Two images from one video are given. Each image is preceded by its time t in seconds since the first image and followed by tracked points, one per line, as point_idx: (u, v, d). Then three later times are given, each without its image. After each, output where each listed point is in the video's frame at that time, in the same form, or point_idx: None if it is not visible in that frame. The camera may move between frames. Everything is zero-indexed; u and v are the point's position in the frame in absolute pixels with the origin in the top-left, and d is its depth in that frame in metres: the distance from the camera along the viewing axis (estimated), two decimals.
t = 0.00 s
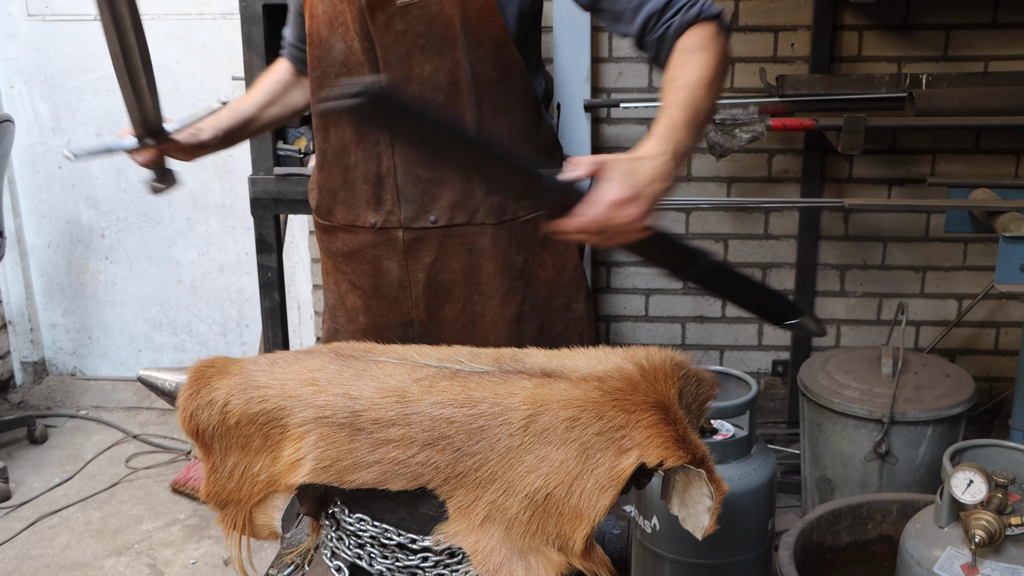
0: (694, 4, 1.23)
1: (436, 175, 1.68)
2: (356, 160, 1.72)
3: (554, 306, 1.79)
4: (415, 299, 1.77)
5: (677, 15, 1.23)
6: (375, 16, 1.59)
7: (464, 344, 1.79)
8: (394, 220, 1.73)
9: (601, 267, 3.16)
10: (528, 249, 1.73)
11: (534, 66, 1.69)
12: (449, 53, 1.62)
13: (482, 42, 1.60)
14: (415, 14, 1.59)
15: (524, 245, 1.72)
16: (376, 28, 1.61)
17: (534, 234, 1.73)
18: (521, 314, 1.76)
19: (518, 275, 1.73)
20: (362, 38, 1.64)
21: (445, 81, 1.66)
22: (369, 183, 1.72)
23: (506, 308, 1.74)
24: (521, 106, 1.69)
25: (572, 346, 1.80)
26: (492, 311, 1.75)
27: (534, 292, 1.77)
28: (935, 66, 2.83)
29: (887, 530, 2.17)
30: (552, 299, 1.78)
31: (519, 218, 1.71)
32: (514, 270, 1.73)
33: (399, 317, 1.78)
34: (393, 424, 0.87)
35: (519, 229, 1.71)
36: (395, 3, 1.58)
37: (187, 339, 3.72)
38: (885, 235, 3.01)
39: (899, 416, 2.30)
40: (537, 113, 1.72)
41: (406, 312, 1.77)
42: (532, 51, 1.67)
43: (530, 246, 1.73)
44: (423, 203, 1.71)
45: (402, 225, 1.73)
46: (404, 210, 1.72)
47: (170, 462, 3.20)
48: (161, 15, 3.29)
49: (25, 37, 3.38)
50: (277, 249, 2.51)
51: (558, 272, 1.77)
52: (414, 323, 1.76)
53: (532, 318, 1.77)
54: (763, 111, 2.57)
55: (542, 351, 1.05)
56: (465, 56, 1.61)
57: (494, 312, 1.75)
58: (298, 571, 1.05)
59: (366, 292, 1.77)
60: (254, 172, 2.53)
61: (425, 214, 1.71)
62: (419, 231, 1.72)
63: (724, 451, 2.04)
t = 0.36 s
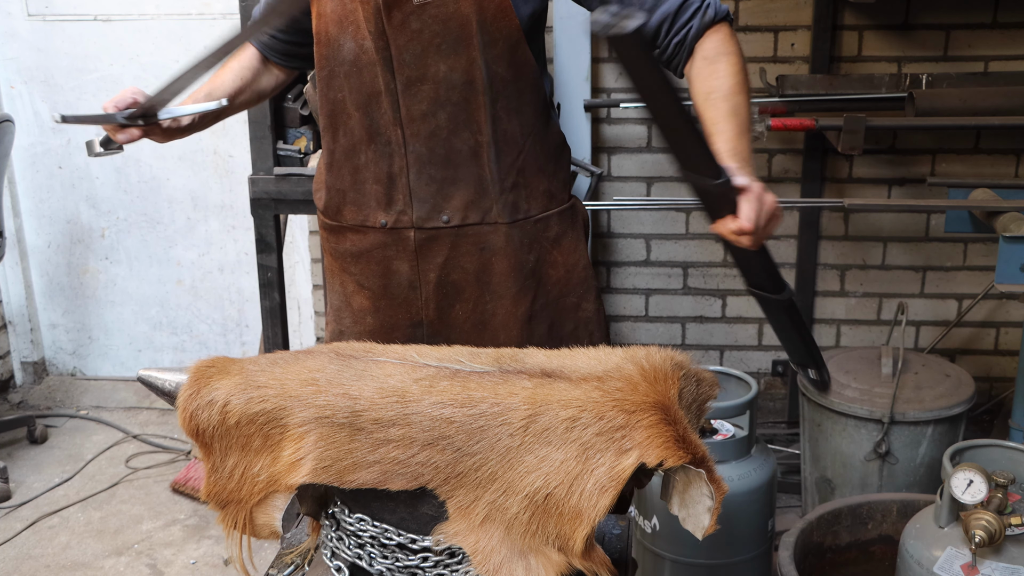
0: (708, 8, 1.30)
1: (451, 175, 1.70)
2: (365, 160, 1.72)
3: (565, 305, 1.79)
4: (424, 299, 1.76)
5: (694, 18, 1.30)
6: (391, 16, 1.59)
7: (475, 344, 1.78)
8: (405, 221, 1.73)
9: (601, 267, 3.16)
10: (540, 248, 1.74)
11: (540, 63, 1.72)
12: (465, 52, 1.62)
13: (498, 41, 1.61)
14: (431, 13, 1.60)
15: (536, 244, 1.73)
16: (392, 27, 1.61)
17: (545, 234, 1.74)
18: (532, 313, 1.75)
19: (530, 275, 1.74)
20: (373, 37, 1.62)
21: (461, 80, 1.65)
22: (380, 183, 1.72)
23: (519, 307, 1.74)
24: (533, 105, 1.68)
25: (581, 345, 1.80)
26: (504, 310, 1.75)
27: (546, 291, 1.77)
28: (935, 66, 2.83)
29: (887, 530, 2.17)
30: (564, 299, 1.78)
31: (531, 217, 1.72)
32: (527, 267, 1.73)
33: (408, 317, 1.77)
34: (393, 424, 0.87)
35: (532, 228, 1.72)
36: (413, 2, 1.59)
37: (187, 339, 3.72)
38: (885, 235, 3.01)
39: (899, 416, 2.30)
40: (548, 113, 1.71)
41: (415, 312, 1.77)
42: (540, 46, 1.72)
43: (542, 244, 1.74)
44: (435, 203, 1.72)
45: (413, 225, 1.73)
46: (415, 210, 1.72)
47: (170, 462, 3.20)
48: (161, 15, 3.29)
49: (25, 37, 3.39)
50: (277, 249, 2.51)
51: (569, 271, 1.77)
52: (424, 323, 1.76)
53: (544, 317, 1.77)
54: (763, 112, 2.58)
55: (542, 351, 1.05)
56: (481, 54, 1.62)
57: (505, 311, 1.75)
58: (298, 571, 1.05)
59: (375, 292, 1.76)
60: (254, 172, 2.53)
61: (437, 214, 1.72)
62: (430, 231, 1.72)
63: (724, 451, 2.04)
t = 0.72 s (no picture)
0: None
1: (451, 174, 1.70)
2: (366, 159, 1.72)
3: (566, 302, 1.80)
4: (425, 299, 1.76)
5: None
6: (392, 15, 1.59)
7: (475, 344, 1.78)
8: (406, 220, 1.73)
9: (601, 267, 3.16)
10: (541, 247, 1.74)
11: (541, 62, 1.72)
12: (466, 51, 1.62)
13: (499, 40, 1.61)
14: (432, 11, 1.60)
15: (536, 243, 1.74)
16: (392, 26, 1.61)
17: (546, 232, 1.75)
18: (533, 312, 1.76)
19: (531, 273, 1.74)
20: (373, 35, 1.62)
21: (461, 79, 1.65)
22: (380, 183, 1.72)
23: (519, 306, 1.74)
24: (534, 103, 1.69)
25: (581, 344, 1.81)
26: (505, 309, 1.75)
27: (547, 289, 1.77)
28: (935, 66, 2.83)
29: (887, 531, 2.17)
30: (564, 296, 1.79)
31: (532, 216, 1.73)
32: (528, 267, 1.73)
33: (408, 316, 1.77)
34: (393, 424, 0.87)
35: (533, 226, 1.73)
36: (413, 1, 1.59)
37: (187, 339, 3.72)
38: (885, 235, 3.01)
39: (899, 416, 2.30)
40: (548, 112, 1.72)
41: (416, 312, 1.76)
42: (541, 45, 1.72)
43: (542, 242, 1.75)
44: (436, 203, 1.71)
45: (414, 224, 1.73)
46: (416, 209, 1.72)
47: (170, 462, 3.20)
48: (161, 15, 3.29)
49: (25, 37, 3.39)
50: (277, 249, 2.51)
51: (570, 269, 1.79)
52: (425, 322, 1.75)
53: (545, 315, 1.77)
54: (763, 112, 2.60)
55: (542, 351, 1.05)
56: (482, 53, 1.62)
57: (506, 310, 1.75)
58: (298, 571, 1.05)
59: (376, 292, 1.76)
60: (254, 172, 2.53)
61: (438, 213, 1.72)
62: (431, 230, 1.72)
63: (724, 451, 2.04)
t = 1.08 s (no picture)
0: None
1: (450, 176, 1.70)
2: (365, 161, 1.71)
3: (566, 306, 1.79)
4: (423, 300, 1.76)
5: None
6: (390, 15, 1.59)
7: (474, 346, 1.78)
8: (404, 221, 1.73)
9: (601, 267, 3.16)
10: (540, 249, 1.74)
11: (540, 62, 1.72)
12: (465, 52, 1.62)
13: (497, 41, 1.62)
14: (431, 12, 1.60)
15: (536, 246, 1.73)
16: (391, 27, 1.60)
17: (546, 235, 1.75)
18: (533, 315, 1.75)
19: (530, 276, 1.73)
20: (373, 36, 1.62)
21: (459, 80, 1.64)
22: (380, 184, 1.72)
23: (518, 309, 1.74)
24: (534, 105, 1.69)
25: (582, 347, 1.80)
26: (504, 312, 1.75)
27: (546, 292, 1.77)
28: (935, 67, 2.83)
29: (887, 531, 2.17)
30: (565, 300, 1.78)
31: (531, 218, 1.72)
32: (527, 270, 1.73)
33: (407, 317, 1.77)
34: (393, 424, 0.87)
35: (532, 228, 1.73)
36: (412, 2, 1.59)
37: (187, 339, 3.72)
38: (885, 235, 3.01)
39: (899, 416, 2.30)
40: (548, 114, 1.72)
41: (415, 313, 1.77)
42: (539, 48, 1.73)
43: (542, 245, 1.75)
44: (434, 204, 1.71)
45: (412, 226, 1.73)
46: (414, 210, 1.72)
47: (170, 462, 3.20)
48: (161, 15, 3.29)
49: (25, 37, 3.39)
50: (277, 249, 2.50)
51: (571, 272, 1.78)
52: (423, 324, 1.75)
53: (544, 318, 1.77)
54: (763, 112, 2.60)
55: (542, 351, 1.05)
56: (481, 54, 1.61)
57: (505, 313, 1.74)
58: (298, 571, 1.05)
59: (375, 294, 1.76)
60: (254, 172, 2.53)
61: (437, 215, 1.71)
62: (429, 232, 1.72)
63: (724, 451, 2.04)
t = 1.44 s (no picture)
0: None
1: (451, 176, 1.69)
2: (366, 161, 1.71)
3: (568, 308, 1.79)
4: (423, 300, 1.76)
5: None
6: (394, 16, 1.59)
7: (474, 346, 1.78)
8: (405, 222, 1.72)
9: (601, 267, 3.16)
10: (541, 250, 1.74)
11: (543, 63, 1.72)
12: (467, 52, 1.62)
13: (501, 42, 1.63)
14: (434, 12, 1.59)
15: (537, 246, 1.74)
16: (395, 27, 1.61)
17: (547, 236, 1.75)
18: (533, 316, 1.75)
19: (531, 277, 1.74)
20: (376, 37, 1.62)
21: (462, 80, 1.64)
22: (381, 184, 1.72)
23: (519, 309, 1.74)
24: (536, 106, 1.69)
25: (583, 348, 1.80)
26: (505, 313, 1.74)
27: (548, 294, 1.77)
28: (935, 67, 2.83)
29: (887, 531, 2.17)
30: (566, 302, 1.79)
31: (532, 220, 1.73)
32: (528, 271, 1.73)
33: (407, 318, 1.77)
34: (393, 424, 0.87)
35: (534, 230, 1.73)
36: (416, 2, 1.59)
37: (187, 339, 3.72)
38: (885, 235, 3.01)
39: (899, 416, 2.30)
40: (550, 116, 1.72)
41: (415, 313, 1.76)
42: (542, 49, 1.73)
43: (543, 246, 1.75)
44: (435, 205, 1.71)
45: (413, 226, 1.72)
46: (415, 210, 1.71)
47: (170, 462, 3.20)
48: (161, 15, 3.29)
49: (25, 37, 3.39)
50: (277, 249, 2.50)
51: (572, 274, 1.78)
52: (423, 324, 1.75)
53: (545, 319, 1.77)
54: (763, 112, 2.59)
55: (542, 351, 1.05)
56: (484, 55, 1.61)
57: (506, 314, 1.74)
58: (298, 571, 1.05)
59: (376, 294, 1.76)
60: (254, 172, 2.53)
61: (437, 215, 1.71)
62: (430, 232, 1.71)
63: (724, 451, 2.04)
